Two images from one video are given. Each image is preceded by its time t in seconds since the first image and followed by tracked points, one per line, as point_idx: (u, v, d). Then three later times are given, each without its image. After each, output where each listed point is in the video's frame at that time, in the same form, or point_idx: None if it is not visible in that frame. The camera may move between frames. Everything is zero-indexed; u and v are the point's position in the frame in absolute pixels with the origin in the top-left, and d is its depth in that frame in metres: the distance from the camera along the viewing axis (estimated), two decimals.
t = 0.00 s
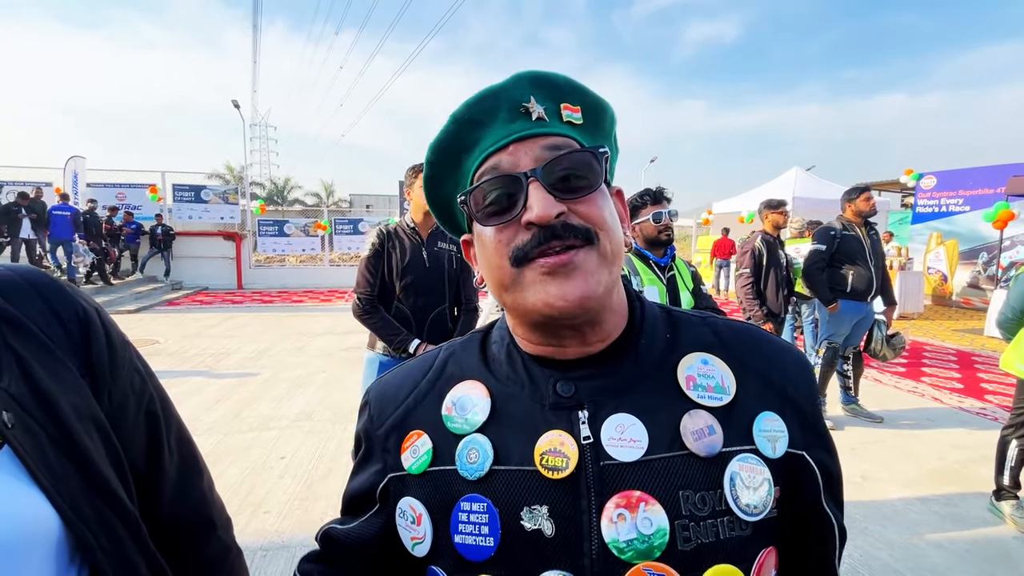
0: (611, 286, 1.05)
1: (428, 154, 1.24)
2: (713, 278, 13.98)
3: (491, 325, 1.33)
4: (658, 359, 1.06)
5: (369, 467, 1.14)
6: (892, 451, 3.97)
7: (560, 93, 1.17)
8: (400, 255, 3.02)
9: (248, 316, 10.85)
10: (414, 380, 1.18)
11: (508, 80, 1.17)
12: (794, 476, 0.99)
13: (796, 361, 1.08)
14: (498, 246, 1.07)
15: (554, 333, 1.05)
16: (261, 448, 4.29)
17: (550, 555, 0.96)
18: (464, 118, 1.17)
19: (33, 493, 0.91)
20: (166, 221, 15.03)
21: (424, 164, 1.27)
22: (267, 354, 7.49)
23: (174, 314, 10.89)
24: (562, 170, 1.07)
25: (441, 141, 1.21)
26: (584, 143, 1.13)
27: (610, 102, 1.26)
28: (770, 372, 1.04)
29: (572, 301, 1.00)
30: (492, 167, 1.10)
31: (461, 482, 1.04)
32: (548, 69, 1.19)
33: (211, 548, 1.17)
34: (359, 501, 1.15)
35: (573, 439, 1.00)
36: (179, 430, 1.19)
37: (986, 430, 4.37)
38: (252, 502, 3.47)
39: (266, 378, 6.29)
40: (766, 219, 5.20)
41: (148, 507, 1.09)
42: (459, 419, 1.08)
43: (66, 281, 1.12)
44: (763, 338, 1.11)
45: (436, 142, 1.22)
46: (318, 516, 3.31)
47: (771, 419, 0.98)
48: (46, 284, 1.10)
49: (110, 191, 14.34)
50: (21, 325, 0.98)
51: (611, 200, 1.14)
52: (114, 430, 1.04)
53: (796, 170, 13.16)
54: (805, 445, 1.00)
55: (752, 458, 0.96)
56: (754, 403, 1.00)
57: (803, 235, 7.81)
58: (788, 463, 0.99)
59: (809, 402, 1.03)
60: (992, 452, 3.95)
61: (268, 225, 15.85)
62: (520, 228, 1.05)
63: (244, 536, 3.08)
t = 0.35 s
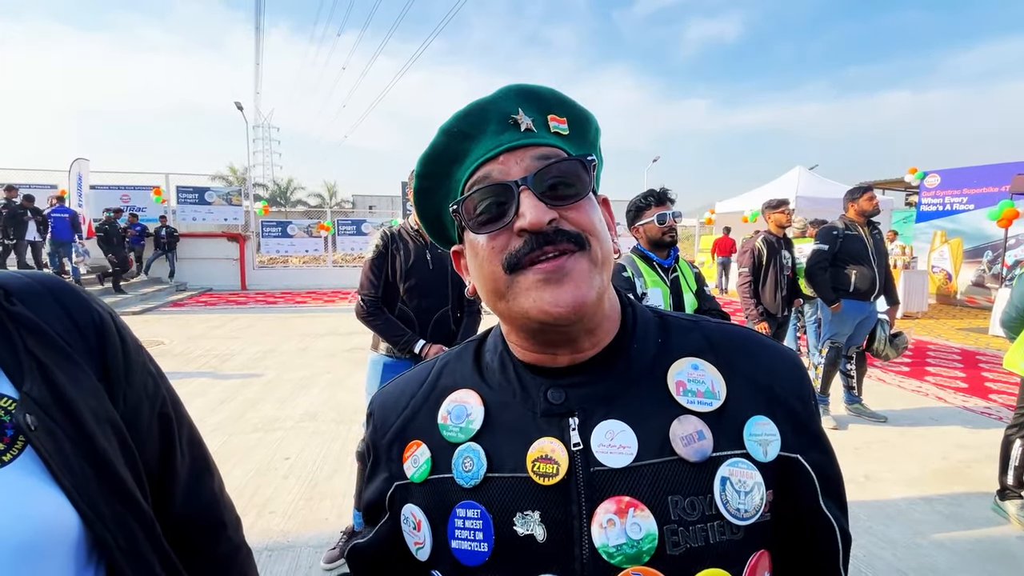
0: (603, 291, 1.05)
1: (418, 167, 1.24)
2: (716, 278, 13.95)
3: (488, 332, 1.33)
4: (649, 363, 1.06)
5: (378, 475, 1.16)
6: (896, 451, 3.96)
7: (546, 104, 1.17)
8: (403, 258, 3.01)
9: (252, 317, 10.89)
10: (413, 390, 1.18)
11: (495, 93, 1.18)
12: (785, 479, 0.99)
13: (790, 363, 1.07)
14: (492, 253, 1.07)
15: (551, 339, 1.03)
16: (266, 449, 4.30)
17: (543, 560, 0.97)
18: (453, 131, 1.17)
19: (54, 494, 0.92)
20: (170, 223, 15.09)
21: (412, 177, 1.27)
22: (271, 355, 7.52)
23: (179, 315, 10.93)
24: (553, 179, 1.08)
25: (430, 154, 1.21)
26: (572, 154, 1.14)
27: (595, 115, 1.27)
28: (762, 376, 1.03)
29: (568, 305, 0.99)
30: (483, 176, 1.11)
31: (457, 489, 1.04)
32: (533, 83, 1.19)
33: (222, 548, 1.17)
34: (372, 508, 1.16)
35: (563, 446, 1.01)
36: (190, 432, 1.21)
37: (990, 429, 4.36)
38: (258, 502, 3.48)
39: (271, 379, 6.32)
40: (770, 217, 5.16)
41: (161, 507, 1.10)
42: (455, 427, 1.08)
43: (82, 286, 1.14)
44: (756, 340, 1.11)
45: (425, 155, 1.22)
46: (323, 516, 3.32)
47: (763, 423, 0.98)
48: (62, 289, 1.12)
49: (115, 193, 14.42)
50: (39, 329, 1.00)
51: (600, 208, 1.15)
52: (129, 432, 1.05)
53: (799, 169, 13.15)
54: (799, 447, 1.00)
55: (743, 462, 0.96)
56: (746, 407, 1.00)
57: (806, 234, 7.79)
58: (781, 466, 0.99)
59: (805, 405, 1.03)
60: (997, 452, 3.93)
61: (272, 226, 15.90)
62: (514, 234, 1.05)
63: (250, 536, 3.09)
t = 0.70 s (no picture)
0: (604, 302, 1.06)
1: (413, 179, 1.23)
2: (720, 277, 13.91)
3: (491, 326, 1.33)
4: (651, 357, 1.05)
5: (372, 458, 1.16)
6: (902, 449, 3.94)
7: (541, 111, 1.14)
8: (407, 257, 3.02)
9: (257, 317, 10.92)
10: (420, 379, 1.18)
11: (487, 103, 1.15)
12: (785, 473, 0.99)
13: (794, 359, 1.06)
14: (491, 273, 1.08)
15: (554, 353, 1.06)
16: (271, 449, 4.31)
17: (540, 546, 0.97)
18: (447, 145, 1.15)
19: (70, 486, 0.93)
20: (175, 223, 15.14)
21: (408, 188, 1.26)
22: (276, 355, 7.53)
23: (184, 315, 10.98)
24: (549, 195, 1.07)
25: (424, 168, 1.20)
26: (569, 164, 1.12)
27: (591, 111, 1.24)
28: (765, 371, 1.02)
29: (569, 326, 1.01)
30: (479, 195, 1.10)
31: (461, 476, 1.05)
32: (525, 88, 1.16)
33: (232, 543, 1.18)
34: (361, 489, 1.16)
35: (564, 436, 1.01)
36: (201, 427, 1.21)
37: (997, 428, 4.33)
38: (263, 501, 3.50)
39: (276, 378, 6.33)
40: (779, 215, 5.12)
41: (172, 501, 1.11)
42: (460, 417, 1.08)
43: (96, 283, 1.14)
44: (761, 336, 1.10)
45: (419, 168, 1.21)
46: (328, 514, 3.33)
47: (764, 416, 0.98)
48: (77, 286, 1.12)
49: (120, 195, 14.48)
50: (55, 324, 1.00)
51: (598, 214, 1.14)
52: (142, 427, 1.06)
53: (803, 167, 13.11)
54: (801, 442, 0.99)
55: (741, 455, 0.96)
56: (747, 402, 0.99)
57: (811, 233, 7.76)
58: (781, 460, 0.98)
59: (808, 401, 1.02)
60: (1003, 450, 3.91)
61: (276, 226, 15.95)
62: (511, 255, 1.06)
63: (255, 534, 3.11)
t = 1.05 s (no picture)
0: (611, 297, 1.05)
1: (419, 170, 1.22)
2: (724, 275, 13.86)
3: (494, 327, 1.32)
4: (657, 355, 1.04)
5: (376, 470, 1.14)
6: (909, 449, 3.91)
7: (550, 103, 1.13)
8: (409, 257, 3.01)
9: (261, 317, 10.94)
10: (419, 385, 1.17)
11: (496, 94, 1.13)
12: (795, 472, 0.97)
13: (798, 356, 1.05)
14: (497, 265, 1.06)
15: (559, 347, 1.05)
16: (275, 448, 4.31)
17: (552, 552, 0.96)
18: (454, 136, 1.14)
19: (69, 486, 0.92)
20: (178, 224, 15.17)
21: (414, 179, 1.24)
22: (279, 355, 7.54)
23: (188, 315, 11.00)
24: (558, 187, 1.06)
25: (431, 159, 1.19)
26: (578, 157, 1.11)
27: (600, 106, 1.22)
28: (771, 368, 1.01)
29: (576, 320, 1.00)
30: (486, 186, 1.08)
31: (466, 483, 1.03)
32: (534, 80, 1.14)
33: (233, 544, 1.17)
34: (364, 501, 1.14)
35: (572, 438, 0.99)
36: (203, 427, 1.20)
37: (1005, 427, 4.30)
38: (267, 500, 3.49)
39: (279, 378, 6.33)
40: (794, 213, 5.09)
41: (174, 501, 1.10)
42: (463, 421, 1.07)
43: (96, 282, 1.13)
44: (764, 333, 1.09)
45: (426, 159, 1.20)
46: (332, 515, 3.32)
47: (772, 414, 0.97)
48: (78, 284, 1.11)
49: (125, 195, 14.52)
50: (56, 324, 0.99)
51: (606, 209, 1.13)
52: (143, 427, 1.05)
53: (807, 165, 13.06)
54: (809, 440, 0.98)
55: (753, 454, 0.94)
56: (756, 400, 0.98)
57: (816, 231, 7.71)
58: (791, 459, 0.97)
59: (813, 398, 1.01)
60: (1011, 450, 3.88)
61: (279, 226, 15.97)
62: (518, 246, 1.04)
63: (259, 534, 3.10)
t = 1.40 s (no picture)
0: (618, 296, 1.03)
1: (427, 166, 1.21)
2: (727, 274, 13.83)
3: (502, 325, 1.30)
4: (667, 355, 1.03)
5: (384, 466, 1.14)
6: (914, 448, 3.89)
7: (560, 98, 1.11)
8: (410, 257, 3.00)
9: (263, 316, 10.95)
10: (426, 383, 1.16)
11: (505, 88, 1.12)
12: (808, 475, 0.96)
13: (812, 357, 1.03)
14: (504, 262, 1.05)
15: (566, 345, 1.03)
16: (278, 448, 4.31)
17: (558, 554, 0.95)
18: (462, 131, 1.13)
19: (69, 489, 0.91)
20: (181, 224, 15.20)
21: (422, 175, 1.24)
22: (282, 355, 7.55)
23: (191, 315, 11.03)
24: (566, 183, 1.04)
25: (439, 154, 1.18)
26: (587, 153, 1.09)
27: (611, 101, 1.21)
28: (784, 369, 1.00)
29: (582, 319, 0.99)
30: (494, 182, 1.07)
31: (472, 482, 1.02)
32: (545, 75, 1.13)
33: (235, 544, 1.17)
34: (373, 497, 1.14)
35: (579, 438, 0.98)
36: (203, 428, 1.19)
37: (1011, 426, 4.28)
38: (271, 500, 3.49)
39: (283, 378, 6.33)
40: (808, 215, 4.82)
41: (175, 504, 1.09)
42: (469, 420, 1.06)
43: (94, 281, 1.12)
44: (777, 334, 1.07)
45: (435, 155, 1.19)
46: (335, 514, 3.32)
47: (785, 417, 0.95)
48: (77, 284, 1.10)
49: (128, 196, 14.57)
50: (54, 324, 0.98)
51: (615, 206, 1.12)
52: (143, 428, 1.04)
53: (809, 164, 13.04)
54: (823, 443, 0.96)
55: (764, 457, 0.93)
56: (767, 402, 0.96)
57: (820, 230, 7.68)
58: (803, 462, 0.95)
59: (828, 400, 0.99)
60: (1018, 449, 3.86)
61: (282, 226, 15.99)
62: (526, 243, 1.03)
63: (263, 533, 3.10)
